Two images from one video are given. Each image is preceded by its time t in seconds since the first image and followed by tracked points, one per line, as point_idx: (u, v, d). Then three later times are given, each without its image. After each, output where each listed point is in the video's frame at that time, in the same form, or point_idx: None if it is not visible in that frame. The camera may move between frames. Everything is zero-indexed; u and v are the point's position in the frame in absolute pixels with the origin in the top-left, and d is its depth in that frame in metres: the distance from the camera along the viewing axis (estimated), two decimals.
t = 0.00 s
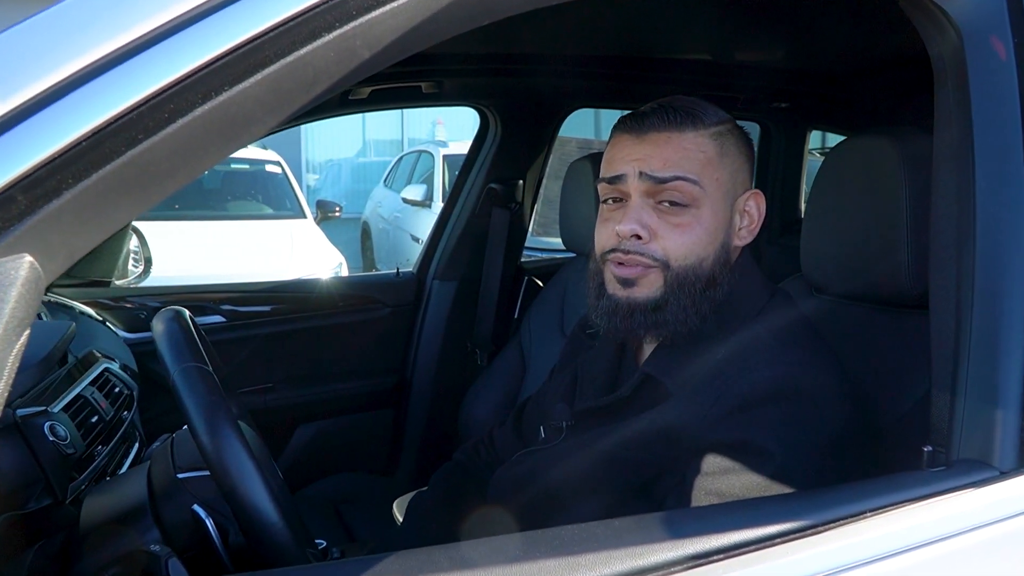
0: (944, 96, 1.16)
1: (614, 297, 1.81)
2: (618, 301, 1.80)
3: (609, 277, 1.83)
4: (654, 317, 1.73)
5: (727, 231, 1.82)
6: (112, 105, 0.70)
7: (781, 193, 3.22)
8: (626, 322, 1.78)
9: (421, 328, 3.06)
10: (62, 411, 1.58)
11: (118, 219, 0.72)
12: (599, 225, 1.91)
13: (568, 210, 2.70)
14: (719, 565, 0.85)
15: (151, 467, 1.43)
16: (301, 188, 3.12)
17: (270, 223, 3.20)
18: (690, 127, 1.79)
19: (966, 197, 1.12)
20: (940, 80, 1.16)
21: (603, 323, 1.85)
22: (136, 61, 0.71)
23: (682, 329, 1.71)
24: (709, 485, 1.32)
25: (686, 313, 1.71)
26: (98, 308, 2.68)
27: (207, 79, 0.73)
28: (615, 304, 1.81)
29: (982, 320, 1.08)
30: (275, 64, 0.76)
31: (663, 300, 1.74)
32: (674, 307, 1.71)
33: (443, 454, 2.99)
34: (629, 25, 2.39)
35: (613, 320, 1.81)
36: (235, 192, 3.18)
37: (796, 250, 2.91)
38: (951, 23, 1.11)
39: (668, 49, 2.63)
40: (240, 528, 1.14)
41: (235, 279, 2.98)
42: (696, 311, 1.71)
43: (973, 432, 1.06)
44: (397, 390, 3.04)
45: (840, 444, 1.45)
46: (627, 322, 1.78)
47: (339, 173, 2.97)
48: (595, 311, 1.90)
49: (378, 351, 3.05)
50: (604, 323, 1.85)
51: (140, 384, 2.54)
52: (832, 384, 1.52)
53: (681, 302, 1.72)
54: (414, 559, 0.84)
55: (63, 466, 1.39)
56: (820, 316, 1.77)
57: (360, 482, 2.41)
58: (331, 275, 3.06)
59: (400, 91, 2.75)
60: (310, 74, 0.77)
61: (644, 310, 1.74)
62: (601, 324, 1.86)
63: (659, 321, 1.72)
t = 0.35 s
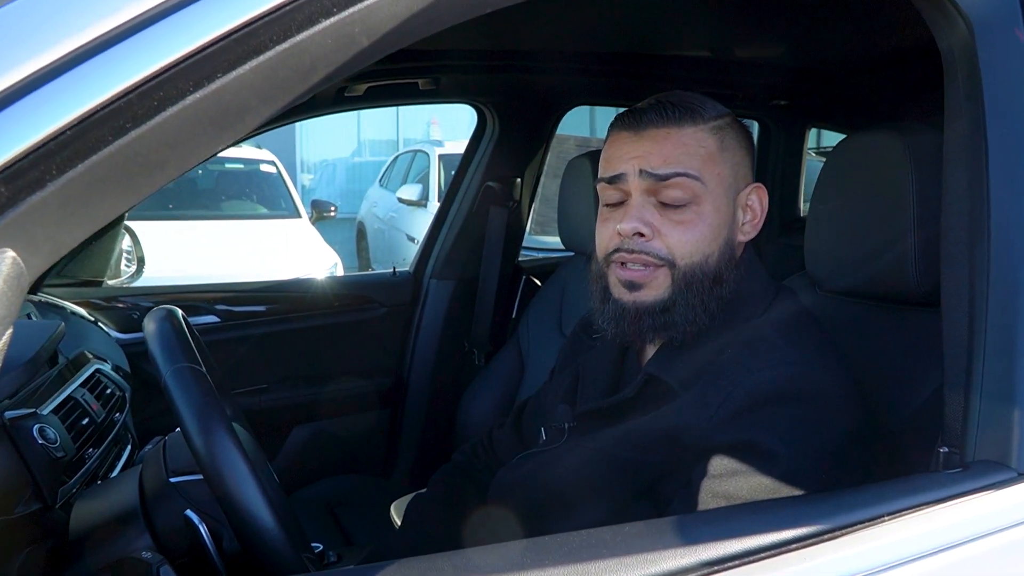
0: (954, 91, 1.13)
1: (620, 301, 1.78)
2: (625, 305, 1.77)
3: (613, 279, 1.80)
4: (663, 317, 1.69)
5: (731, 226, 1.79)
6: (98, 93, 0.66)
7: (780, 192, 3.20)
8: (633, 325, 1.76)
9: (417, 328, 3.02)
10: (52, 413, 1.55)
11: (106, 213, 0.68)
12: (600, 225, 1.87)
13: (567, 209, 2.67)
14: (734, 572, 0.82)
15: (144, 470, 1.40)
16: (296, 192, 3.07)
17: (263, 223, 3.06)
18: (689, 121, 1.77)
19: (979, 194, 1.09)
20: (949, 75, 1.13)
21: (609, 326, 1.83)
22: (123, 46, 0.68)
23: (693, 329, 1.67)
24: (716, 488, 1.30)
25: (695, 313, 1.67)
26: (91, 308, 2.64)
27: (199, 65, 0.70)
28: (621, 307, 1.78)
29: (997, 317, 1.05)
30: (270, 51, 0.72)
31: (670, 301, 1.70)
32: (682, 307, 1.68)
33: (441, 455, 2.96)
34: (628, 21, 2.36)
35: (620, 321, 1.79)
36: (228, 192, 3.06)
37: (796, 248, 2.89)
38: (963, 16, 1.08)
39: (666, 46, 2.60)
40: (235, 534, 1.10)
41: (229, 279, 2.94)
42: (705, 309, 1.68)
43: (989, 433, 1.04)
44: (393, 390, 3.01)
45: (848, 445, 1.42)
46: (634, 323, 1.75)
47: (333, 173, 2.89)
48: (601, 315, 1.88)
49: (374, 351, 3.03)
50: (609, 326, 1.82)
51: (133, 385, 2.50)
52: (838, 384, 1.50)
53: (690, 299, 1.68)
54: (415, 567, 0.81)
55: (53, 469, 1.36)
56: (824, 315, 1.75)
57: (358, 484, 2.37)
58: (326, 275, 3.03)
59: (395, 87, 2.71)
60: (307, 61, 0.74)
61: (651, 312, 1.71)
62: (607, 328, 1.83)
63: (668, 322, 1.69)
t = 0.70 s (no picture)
0: (959, 81, 1.11)
1: (615, 302, 1.75)
2: (620, 306, 1.74)
3: (609, 281, 1.76)
4: (663, 317, 1.67)
5: (727, 220, 1.78)
6: (80, 71, 0.64)
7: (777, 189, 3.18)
8: (631, 327, 1.73)
9: (411, 326, 2.99)
10: (38, 411, 1.53)
11: (88, 199, 0.65)
12: (591, 226, 1.85)
13: (563, 206, 2.64)
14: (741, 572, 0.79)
15: (131, 470, 1.37)
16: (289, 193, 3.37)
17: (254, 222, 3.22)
18: (678, 118, 1.73)
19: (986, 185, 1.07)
20: (954, 65, 1.11)
21: (605, 329, 1.80)
22: (105, 23, 0.65)
23: (691, 327, 1.65)
24: (717, 486, 1.27)
25: (694, 309, 1.65)
26: (80, 306, 2.61)
27: (185, 45, 0.67)
28: (615, 309, 1.76)
29: (1005, 311, 1.02)
30: (259, 30, 0.69)
31: (669, 301, 1.68)
32: (680, 306, 1.65)
33: (436, 455, 2.93)
34: (625, 16, 2.34)
35: (617, 326, 1.77)
36: (221, 191, 3.14)
37: (793, 245, 2.87)
38: (969, 4, 1.06)
39: (663, 41, 2.58)
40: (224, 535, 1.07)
41: (219, 278, 2.91)
42: (704, 305, 1.66)
43: (998, 428, 1.01)
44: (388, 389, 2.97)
45: (851, 442, 1.40)
46: (631, 321, 1.73)
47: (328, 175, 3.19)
48: (596, 315, 1.83)
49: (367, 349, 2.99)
50: (605, 329, 1.80)
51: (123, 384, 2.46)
52: (841, 380, 1.47)
53: (689, 297, 1.66)
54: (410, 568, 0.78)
55: (39, 468, 1.33)
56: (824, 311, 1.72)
57: (352, 484, 2.34)
58: (321, 273, 3.03)
59: (389, 82, 2.67)
60: (296, 42, 0.71)
61: (650, 312, 1.69)
62: (603, 329, 1.81)
63: (667, 319, 1.66)
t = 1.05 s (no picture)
0: (943, 80, 1.11)
1: (605, 302, 1.75)
2: (611, 307, 1.74)
3: (598, 279, 1.76)
4: (651, 318, 1.66)
5: (715, 219, 1.78)
6: (54, 69, 0.63)
7: (766, 189, 3.19)
8: (622, 328, 1.72)
9: (402, 326, 2.98)
10: (23, 412, 1.52)
11: (64, 198, 0.65)
12: (581, 223, 1.84)
13: (553, 205, 2.64)
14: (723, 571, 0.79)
15: (114, 471, 1.36)
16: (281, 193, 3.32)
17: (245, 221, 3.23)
18: (668, 115, 1.74)
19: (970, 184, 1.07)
20: (938, 65, 1.12)
21: (596, 332, 1.79)
22: (80, 19, 0.64)
23: (682, 327, 1.64)
24: (703, 485, 1.27)
25: (684, 309, 1.65)
26: (67, 307, 2.59)
27: (161, 41, 0.66)
28: (609, 312, 1.76)
29: (989, 308, 1.03)
30: (237, 28, 0.69)
31: (659, 301, 1.67)
32: (670, 306, 1.65)
33: (426, 455, 2.93)
34: (614, 15, 2.33)
35: (609, 326, 1.75)
36: (212, 192, 3.15)
37: (783, 244, 2.87)
38: (953, 4, 1.06)
39: (653, 41, 2.58)
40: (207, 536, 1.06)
41: (208, 279, 2.89)
42: (693, 303, 1.65)
43: (982, 427, 1.01)
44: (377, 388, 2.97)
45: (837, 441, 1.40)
46: (624, 324, 1.71)
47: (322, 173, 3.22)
48: (586, 316, 1.85)
49: (357, 349, 2.98)
50: (597, 331, 1.79)
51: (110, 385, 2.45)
52: (828, 378, 1.47)
53: (678, 297, 1.65)
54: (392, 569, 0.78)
55: (22, 469, 1.32)
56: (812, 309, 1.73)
57: (341, 484, 2.33)
58: (311, 273, 3.03)
59: (379, 82, 2.66)
60: (276, 39, 0.70)
61: (640, 313, 1.68)
62: (595, 333, 1.80)
63: (656, 323, 1.65)
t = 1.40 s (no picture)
0: (927, 81, 1.13)
1: (592, 290, 1.78)
2: (598, 296, 1.77)
3: (585, 266, 1.80)
4: (636, 305, 1.71)
5: (703, 214, 1.81)
6: (48, 69, 0.64)
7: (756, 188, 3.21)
8: (607, 315, 1.76)
9: (393, 324, 3.01)
10: (14, 411, 1.52)
11: (58, 197, 0.66)
12: (572, 212, 1.88)
13: (543, 205, 2.65)
14: (707, 562, 0.81)
15: (105, 470, 1.36)
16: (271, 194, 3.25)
17: (235, 222, 3.13)
18: (661, 109, 1.77)
19: (953, 184, 1.08)
20: (922, 66, 1.13)
21: (581, 320, 1.82)
22: (72, 20, 0.65)
23: (664, 316, 1.69)
24: (690, 479, 1.29)
25: (667, 299, 1.69)
26: (58, 307, 2.61)
27: (153, 43, 0.67)
28: (595, 301, 1.79)
29: (970, 307, 1.04)
30: (228, 29, 0.70)
31: (643, 289, 1.72)
32: (654, 296, 1.69)
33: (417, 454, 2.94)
34: (605, 15, 2.35)
35: (593, 316, 1.79)
36: (201, 192, 3.07)
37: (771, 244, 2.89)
38: (936, 5, 1.08)
39: (643, 41, 2.59)
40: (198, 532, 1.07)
41: (198, 279, 2.90)
42: (678, 293, 1.70)
43: (963, 421, 1.02)
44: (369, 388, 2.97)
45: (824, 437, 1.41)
46: (607, 310, 1.76)
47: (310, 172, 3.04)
48: (573, 306, 1.89)
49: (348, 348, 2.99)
50: (582, 319, 1.82)
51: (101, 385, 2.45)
52: (814, 375, 1.48)
53: (663, 286, 1.70)
54: (383, 560, 0.79)
55: (14, 467, 1.33)
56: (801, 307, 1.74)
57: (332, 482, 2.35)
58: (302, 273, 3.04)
59: (369, 81, 2.67)
60: (267, 40, 0.72)
61: (624, 301, 1.73)
62: (578, 321, 1.83)
63: (639, 310, 1.71)
